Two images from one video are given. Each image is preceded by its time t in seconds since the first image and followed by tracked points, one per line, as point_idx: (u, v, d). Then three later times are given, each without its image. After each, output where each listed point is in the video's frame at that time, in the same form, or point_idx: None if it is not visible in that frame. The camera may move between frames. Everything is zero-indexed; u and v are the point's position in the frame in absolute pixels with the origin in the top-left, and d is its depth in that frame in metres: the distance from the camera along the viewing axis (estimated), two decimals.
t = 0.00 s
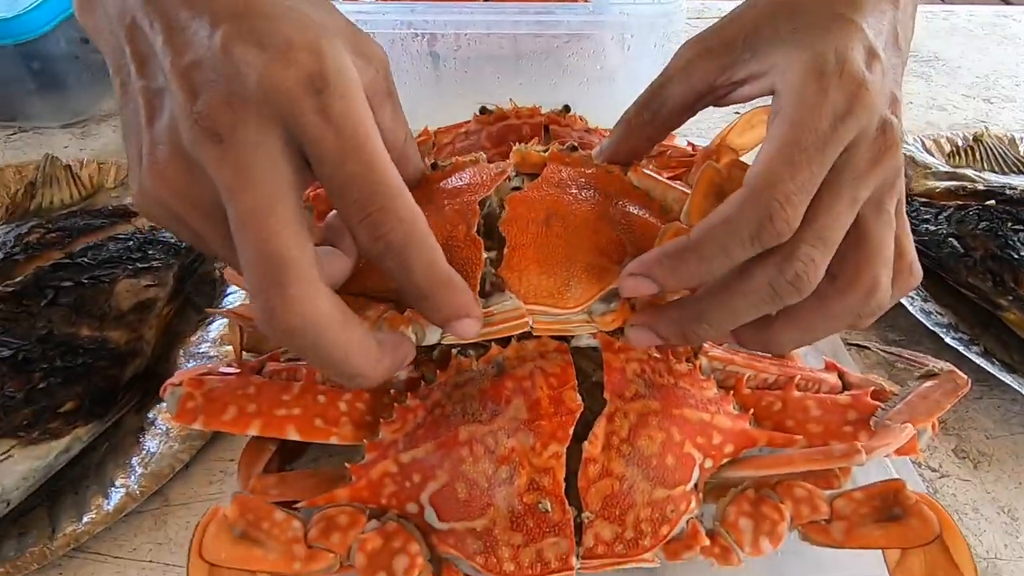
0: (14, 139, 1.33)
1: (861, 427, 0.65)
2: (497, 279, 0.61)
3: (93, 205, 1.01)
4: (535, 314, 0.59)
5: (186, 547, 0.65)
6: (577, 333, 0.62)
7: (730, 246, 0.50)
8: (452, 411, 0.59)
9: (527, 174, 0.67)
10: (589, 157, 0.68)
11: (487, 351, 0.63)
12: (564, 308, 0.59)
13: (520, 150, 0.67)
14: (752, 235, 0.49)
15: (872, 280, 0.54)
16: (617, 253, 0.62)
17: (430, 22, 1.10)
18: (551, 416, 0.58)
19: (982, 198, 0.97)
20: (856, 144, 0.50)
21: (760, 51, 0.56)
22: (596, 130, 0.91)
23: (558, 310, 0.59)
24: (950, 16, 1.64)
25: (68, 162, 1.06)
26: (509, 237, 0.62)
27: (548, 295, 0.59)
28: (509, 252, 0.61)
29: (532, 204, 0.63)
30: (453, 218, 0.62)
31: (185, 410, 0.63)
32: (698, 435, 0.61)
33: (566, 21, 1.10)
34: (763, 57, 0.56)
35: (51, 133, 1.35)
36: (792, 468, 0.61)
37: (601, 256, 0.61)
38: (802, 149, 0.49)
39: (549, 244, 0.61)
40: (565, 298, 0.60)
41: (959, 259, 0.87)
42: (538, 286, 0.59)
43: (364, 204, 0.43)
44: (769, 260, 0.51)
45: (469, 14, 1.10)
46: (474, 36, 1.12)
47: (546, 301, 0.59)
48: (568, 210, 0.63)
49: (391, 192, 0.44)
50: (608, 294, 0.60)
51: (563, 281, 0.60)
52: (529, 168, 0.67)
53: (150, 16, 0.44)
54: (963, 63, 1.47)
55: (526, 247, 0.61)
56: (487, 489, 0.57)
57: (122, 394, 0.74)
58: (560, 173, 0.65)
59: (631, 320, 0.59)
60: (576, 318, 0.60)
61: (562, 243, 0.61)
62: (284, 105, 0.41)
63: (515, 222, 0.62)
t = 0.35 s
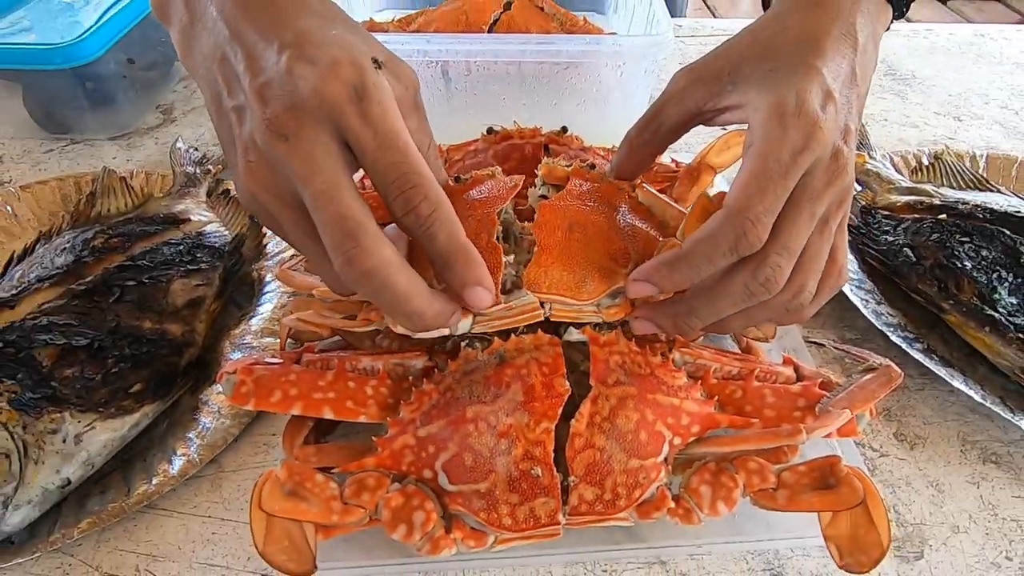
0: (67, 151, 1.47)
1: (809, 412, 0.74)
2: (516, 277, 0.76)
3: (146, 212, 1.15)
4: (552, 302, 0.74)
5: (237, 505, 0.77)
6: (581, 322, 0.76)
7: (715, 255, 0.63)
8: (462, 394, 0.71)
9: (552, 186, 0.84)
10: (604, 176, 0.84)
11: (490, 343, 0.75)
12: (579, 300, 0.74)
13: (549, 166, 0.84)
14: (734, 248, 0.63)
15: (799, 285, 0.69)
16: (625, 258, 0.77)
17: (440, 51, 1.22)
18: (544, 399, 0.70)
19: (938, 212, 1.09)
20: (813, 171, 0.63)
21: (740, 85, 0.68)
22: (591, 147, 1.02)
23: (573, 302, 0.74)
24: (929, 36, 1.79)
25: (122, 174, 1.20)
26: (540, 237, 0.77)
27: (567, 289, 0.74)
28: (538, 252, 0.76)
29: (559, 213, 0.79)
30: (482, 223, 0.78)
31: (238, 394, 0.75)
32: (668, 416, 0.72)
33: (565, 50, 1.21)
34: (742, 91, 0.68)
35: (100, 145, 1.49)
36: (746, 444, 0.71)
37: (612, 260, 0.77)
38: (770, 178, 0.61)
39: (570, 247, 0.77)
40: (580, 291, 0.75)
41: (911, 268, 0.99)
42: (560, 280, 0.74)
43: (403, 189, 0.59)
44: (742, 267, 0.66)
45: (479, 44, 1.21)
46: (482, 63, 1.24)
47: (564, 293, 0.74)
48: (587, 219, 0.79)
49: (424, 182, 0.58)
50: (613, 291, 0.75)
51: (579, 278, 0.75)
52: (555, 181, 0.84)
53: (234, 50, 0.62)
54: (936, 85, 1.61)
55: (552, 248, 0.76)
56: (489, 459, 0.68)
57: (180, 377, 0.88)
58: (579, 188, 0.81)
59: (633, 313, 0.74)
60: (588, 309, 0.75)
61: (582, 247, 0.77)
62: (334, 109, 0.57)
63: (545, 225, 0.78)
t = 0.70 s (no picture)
0: (61, 140, 1.44)
1: (826, 405, 0.70)
2: (514, 258, 0.72)
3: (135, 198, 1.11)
4: (552, 283, 0.70)
5: (215, 498, 0.73)
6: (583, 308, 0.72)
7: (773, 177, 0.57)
8: (453, 381, 0.67)
9: (555, 167, 0.79)
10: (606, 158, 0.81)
11: (485, 327, 0.71)
12: (582, 282, 0.70)
13: (551, 146, 0.79)
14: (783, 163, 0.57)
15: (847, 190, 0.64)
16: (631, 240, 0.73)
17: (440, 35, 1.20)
18: (541, 385, 0.65)
19: (957, 203, 1.05)
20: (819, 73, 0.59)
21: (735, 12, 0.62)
22: (595, 134, 0.96)
23: (576, 284, 0.70)
24: (943, 33, 1.74)
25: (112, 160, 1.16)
26: (540, 215, 0.73)
27: (569, 270, 0.70)
28: (540, 229, 0.72)
29: (563, 190, 0.75)
30: (479, 201, 0.74)
31: (218, 379, 0.71)
32: (674, 408, 0.67)
33: (568, 35, 1.18)
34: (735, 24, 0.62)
35: (94, 134, 1.46)
36: (757, 439, 0.65)
37: (617, 240, 0.73)
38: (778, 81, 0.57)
39: (574, 227, 0.72)
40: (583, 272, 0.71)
41: (931, 260, 0.94)
42: (563, 261, 0.71)
43: None
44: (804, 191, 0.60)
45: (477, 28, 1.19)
46: (484, 49, 1.22)
47: (566, 274, 0.70)
48: (591, 198, 0.74)
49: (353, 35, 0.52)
50: (618, 274, 0.72)
51: (583, 259, 0.71)
52: (558, 161, 0.79)
53: None
54: (951, 81, 1.56)
55: (554, 225, 0.72)
56: (481, 449, 0.63)
57: (162, 364, 0.84)
58: (585, 168, 0.78)
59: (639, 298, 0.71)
60: (591, 292, 0.71)
61: (587, 225, 0.73)
62: None
63: (546, 203, 0.74)
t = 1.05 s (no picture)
0: (74, 121, 1.41)
1: (869, 385, 0.65)
2: (536, 221, 0.68)
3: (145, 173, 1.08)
4: (577, 251, 0.66)
5: (219, 474, 0.69)
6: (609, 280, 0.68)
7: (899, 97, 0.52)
8: (471, 351, 0.62)
9: (579, 133, 0.73)
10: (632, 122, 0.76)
11: (506, 298, 0.67)
12: (609, 251, 0.66)
13: (577, 111, 0.73)
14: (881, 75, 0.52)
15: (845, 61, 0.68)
16: (660, 208, 0.69)
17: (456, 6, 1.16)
18: (565, 356, 0.61)
19: (1000, 183, 1.00)
20: None
21: None
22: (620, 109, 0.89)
23: (603, 253, 0.66)
24: (975, 21, 1.69)
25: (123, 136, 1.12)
26: (565, 179, 0.68)
27: (596, 238, 0.66)
28: (564, 193, 0.68)
29: (589, 153, 0.70)
30: (500, 165, 0.69)
31: (225, 348, 0.67)
32: (707, 384, 0.62)
33: (592, 10, 1.15)
34: None
35: (108, 115, 1.44)
36: (797, 419, 0.60)
37: (646, 207, 0.68)
38: None
39: (601, 193, 0.68)
40: (610, 240, 0.67)
41: (974, 241, 0.89)
42: (588, 227, 0.66)
43: None
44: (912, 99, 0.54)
45: None
46: (504, 25, 1.18)
47: (593, 241, 0.66)
48: (619, 163, 0.69)
49: None
50: (647, 243, 0.68)
51: (610, 226, 0.67)
52: (582, 127, 0.73)
53: None
54: (986, 68, 1.51)
55: (580, 190, 0.68)
56: (500, 422, 0.59)
57: (168, 337, 0.81)
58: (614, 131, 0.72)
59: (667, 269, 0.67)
60: (618, 261, 0.67)
61: (615, 191, 0.68)
62: None
63: (571, 167, 0.69)
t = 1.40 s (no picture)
0: (85, 116, 1.40)
1: (899, 386, 0.62)
2: (552, 211, 0.65)
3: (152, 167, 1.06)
4: (594, 243, 0.64)
5: (221, 470, 0.67)
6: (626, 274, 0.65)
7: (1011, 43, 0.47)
8: (483, 345, 0.60)
9: (594, 125, 0.71)
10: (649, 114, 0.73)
11: (519, 291, 0.64)
12: (626, 243, 0.64)
13: (593, 102, 0.71)
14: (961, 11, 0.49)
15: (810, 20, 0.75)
16: (679, 200, 0.66)
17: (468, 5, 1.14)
18: (581, 351, 0.58)
19: None
20: None
21: None
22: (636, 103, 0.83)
23: (619, 245, 0.64)
24: (995, 24, 1.66)
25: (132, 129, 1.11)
26: (581, 170, 0.66)
27: (612, 229, 0.64)
28: (580, 184, 0.65)
29: (606, 143, 0.67)
30: (513, 155, 0.67)
31: (229, 340, 0.64)
32: (729, 383, 0.59)
33: (606, 5, 1.13)
34: None
35: (118, 111, 1.43)
36: (824, 420, 0.57)
37: (664, 199, 0.66)
38: None
39: (619, 184, 0.65)
40: (628, 232, 0.64)
41: (1004, 241, 0.86)
42: (604, 218, 0.64)
43: None
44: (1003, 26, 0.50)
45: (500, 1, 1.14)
46: (518, 20, 1.17)
47: (610, 233, 0.64)
48: (637, 153, 0.67)
49: None
50: (665, 236, 0.65)
51: (627, 218, 0.64)
52: (598, 120, 0.71)
53: None
54: (1009, 70, 1.48)
55: (596, 181, 0.65)
56: (513, 418, 0.56)
57: (173, 330, 0.79)
58: (630, 123, 0.70)
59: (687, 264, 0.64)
60: (635, 255, 0.64)
61: (632, 182, 0.66)
62: None
63: (588, 157, 0.66)
